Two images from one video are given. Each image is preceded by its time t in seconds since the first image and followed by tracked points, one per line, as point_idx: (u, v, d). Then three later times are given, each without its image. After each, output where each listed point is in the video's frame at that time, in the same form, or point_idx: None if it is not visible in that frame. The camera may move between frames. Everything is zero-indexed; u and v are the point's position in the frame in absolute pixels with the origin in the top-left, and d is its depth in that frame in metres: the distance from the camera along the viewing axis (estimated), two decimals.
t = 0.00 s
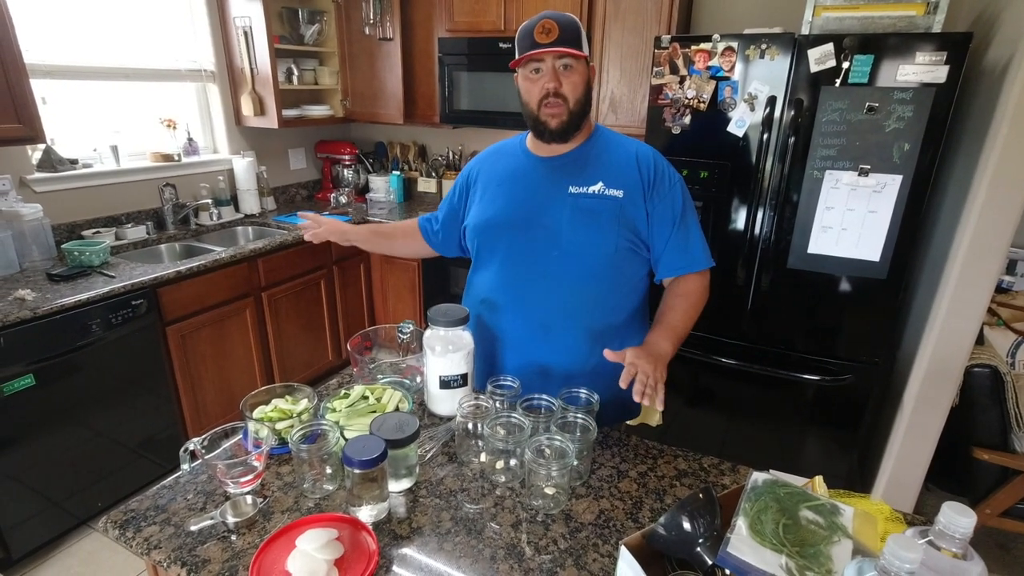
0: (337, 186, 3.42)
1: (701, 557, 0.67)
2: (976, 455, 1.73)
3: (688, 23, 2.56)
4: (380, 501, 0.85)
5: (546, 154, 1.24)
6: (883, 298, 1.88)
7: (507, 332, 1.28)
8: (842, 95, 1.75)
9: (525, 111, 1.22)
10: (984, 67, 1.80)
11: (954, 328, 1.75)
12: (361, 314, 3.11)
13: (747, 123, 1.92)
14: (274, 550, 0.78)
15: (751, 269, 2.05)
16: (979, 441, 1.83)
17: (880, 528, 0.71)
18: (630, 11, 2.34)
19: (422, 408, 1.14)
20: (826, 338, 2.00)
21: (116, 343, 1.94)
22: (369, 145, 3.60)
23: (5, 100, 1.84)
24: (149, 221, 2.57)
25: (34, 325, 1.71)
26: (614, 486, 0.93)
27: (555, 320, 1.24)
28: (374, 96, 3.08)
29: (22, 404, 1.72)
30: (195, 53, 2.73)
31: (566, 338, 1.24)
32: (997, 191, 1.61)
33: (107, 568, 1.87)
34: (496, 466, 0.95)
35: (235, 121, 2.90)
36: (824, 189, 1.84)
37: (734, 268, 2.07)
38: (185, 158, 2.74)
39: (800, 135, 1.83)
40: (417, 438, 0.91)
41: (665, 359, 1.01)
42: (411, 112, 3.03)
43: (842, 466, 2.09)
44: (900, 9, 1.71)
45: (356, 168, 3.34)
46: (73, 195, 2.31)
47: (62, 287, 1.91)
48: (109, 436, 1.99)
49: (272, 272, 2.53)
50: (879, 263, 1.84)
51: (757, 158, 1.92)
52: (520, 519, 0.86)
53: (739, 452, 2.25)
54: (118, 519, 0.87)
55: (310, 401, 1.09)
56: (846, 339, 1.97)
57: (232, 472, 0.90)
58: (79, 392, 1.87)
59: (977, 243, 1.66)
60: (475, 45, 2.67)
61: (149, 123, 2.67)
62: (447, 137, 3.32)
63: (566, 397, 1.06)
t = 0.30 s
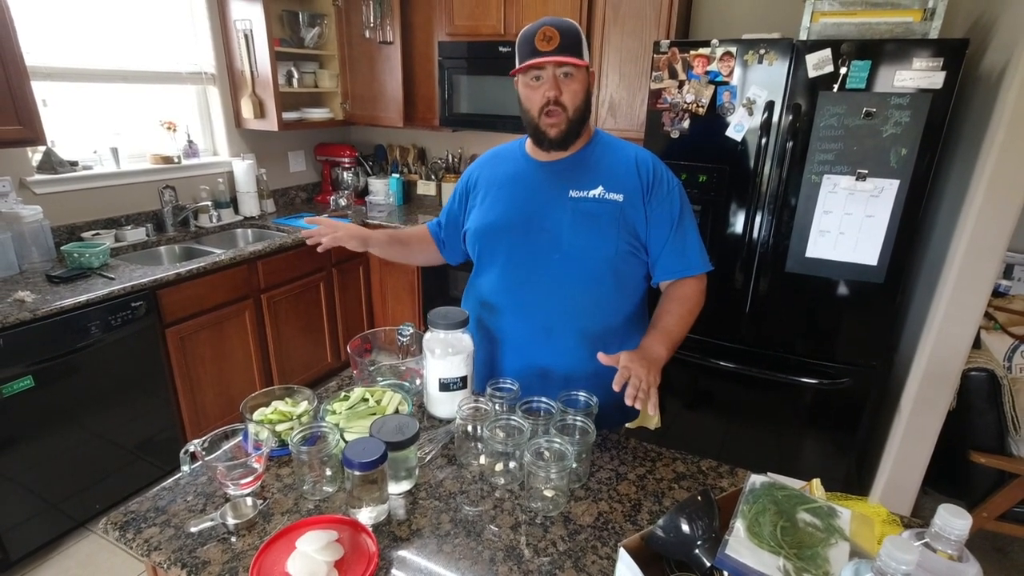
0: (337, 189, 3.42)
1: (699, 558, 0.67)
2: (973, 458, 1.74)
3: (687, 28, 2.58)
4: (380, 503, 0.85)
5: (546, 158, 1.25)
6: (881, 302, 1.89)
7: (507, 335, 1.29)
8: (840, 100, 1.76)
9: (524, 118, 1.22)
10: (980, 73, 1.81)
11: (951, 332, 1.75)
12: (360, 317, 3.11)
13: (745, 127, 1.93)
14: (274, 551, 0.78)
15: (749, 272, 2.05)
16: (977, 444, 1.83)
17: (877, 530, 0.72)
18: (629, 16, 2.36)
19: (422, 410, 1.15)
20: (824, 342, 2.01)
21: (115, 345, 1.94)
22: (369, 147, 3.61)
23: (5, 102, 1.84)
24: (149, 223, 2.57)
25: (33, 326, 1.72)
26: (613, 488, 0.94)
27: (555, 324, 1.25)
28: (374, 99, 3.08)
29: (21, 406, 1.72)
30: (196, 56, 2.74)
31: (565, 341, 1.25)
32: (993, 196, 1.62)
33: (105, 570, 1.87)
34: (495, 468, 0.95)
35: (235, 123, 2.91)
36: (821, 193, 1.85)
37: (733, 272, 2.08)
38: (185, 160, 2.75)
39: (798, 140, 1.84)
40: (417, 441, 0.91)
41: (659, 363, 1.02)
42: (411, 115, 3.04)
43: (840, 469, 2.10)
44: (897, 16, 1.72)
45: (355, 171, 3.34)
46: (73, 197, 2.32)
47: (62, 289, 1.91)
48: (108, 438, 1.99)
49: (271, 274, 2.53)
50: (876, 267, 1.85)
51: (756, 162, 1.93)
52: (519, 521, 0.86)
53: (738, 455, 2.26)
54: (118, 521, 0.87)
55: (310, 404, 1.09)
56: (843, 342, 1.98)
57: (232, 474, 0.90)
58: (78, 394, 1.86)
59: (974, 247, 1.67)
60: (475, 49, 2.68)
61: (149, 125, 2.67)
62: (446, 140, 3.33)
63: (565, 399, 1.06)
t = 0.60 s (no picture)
0: (337, 191, 3.43)
1: (699, 561, 0.67)
2: (973, 461, 1.74)
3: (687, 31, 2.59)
4: (381, 505, 0.86)
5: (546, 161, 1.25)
6: (880, 305, 1.89)
7: (508, 337, 1.29)
8: (839, 104, 1.77)
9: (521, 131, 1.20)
10: (979, 77, 1.82)
11: (950, 335, 1.76)
12: (360, 318, 3.11)
13: (745, 131, 1.93)
14: (275, 553, 0.78)
15: (749, 275, 2.06)
16: (976, 447, 1.84)
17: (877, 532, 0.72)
18: (629, 19, 2.37)
19: (422, 412, 1.15)
20: (823, 345, 2.01)
21: (115, 346, 1.95)
22: (369, 150, 3.62)
23: (7, 104, 1.85)
24: (150, 225, 2.57)
25: (34, 328, 1.72)
26: (613, 490, 0.94)
27: (556, 326, 1.25)
28: (374, 102, 3.09)
29: (21, 407, 1.72)
30: (197, 58, 2.75)
31: (566, 343, 1.25)
32: (992, 200, 1.63)
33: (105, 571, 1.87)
34: (496, 470, 0.95)
35: (236, 125, 2.91)
36: (821, 197, 1.86)
37: (732, 274, 2.08)
38: (186, 162, 2.75)
39: (797, 143, 1.85)
40: (417, 443, 0.91)
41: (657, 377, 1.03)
42: (411, 118, 3.05)
43: (840, 472, 2.10)
44: (896, 20, 1.73)
45: (356, 173, 3.35)
46: (74, 198, 2.32)
47: (63, 290, 1.91)
48: (108, 439, 1.99)
49: (272, 276, 2.53)
50: (876, 270, 1.86)
51: (755, 165, 1.93)
52: (520, 523, 0.86)
53: (737, 458, 2.26)
54: (119, 522, 0.87)
55: (311, 406, 1.09)
56: (843, 345, 1.98)
57: (233, 475, 0.91)
58: (78, 395, 1.87)
59: (973, 251, 1.68)
60: (476, 52, 2.69)
61: (151, 127, 2.68)
62: (446, 143, 3.34)
63: (566, 401, 1.06)
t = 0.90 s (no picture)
0: (337, 191, 3.43)
1: (699, 558, 0.67)
2: (972, 460, 1.74)
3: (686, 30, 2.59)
4: (381, 503, 0.86)
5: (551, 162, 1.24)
6: (880, 304, 1.89)
7: (511, 338, 1.29)
8: (839, 103, 1.77)
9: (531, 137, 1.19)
10: (978, 75, 1.82)
11: (950, 333, 1.76)
12: (360, 317, 3.12)
13: (744, 130, 1.93)
14: (275, 552, 0.78)
15: (748, 274, 2.06)
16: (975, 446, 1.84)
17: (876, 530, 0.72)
18: (629, 19, 2.37)
19: (422, 412, 1.15)
20: (823, 344, 2.01)
21: (116, 346, 1.95)
22: (369, 150, 3.62)
23: (7, 104, 1.85)
24: (150, 225, 2.58)
25: (35, 328, 1.72)
26: (613, 489, 0.94)
27: (559, 327, 1.25)
28: (374, 102, 3.09)
29: (22, 407, 1.72)
30: (197, 58, 2.75)
31: (568, 345, 1.26)
32: (991, 198, 1.63)
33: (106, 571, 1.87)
34: (496, 469, 0.96)
35: (236, 126, 2.91)
36: (820, 196, 1.86)
37: (732, 273, 2.08)
38: (186, 163, 2.76)
39: (797, 142, 1.85)
40: (417, 441, 0.92)
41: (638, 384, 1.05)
42: (411, 118, 3.05)
43: (840, 470, 2.10)
44: (896, 18, 1.73)
45: (356, 173, 3.35)
46: (74, 199, 2.32)
47: (63, 291, 1.92)
48: (108, 439, 1.99)
49: (272, 276, 2.53)
50: (875, 269, 1.86)
51: (755, 164, 1.93)
52: (520, 522, 0.86)
53: (737, 457, 2.26)
54: (120, 521, 0.87)
55: (311, 405, 1.10)
56: (843, 344, 1.98)
57: (234, 474, 0.91)
58: (79, 395, 1.87)
59: (972, 249, 1.68)
60: (475, 51, 2.69)
61: (151, 127, 2.68)
62: (446, 143, 3.34)
63: (565, 400, 1.06)
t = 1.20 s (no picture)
0: (337, 187, 3.42)
1: (701, 552, 0.67)
2: (974, 453, 1.74)
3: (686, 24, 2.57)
4: (383, 499, 0.86)
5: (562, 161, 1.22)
6: (882, 298, 1.89)
7: (516, 336, 1.29)
8: (840, 96, 1.76)
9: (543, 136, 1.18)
10: (981, 67, 1.81)
11: (952, 327, 1.76)
12: (361, 314, 3.12)
13: (745, 123, 1.92)
14: (277, 547, 0.78)
15: (749, 268, 2.06)
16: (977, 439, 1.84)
17: (878, 523, 0.72)
18: (629, 13, 2.36)
19: (423, 407, 1.15)
20: (824, 338, 2.01)
21: (116, 344, 1.95)
22: (368, 146, 3.61)
23: (5, 102, 1.84)
24: (149, 222, 2.57)
25: (35, 326, 1.72)
26: (614, 483, 0.94)
27: (563, 325, 1.25)
28: (373, 97, 3.08)
29: (23, 405, 1.72)
30: (196, 55, 2.74)
31: (573, 344, 1.26)
32: (993, 191, 1.62)
33: (109, 568, 1.88)
34: (497, 464, 0.96)
35: (235, 122, 2.91)
36: (822, 189, 1.85)
37: (733, 268, 2.08)
38: (186, 159, 2.75)
39: (798, 136, 1.84)
40: (418, 437, 0.91)
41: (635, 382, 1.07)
42: (410, 113, 3.04)
43: (841, 464, 2.10)
44: (898, 10, 1.72)
45: (356, 169, 3.34)
46: (73, 196, 2.32)
47: (63, 288, 1.91)
48: (110, 437, 1.99)
49: (273, 273, 2.53)
50: (877, 263, 1.85)
51: (755, 157, 1.93)
52: (521, 517, 0.86)
53: (739, 451, 2.26)
54: (122, 518, 0.87)
55: (312, 400, 1.09)
56: (844, 338, 1.98)
57: (235, 471, 0.91)
58: (80, 392, 1.87)
59: (974, 242, 1.67)
60: (474, 46, 2.68)
61: (149, 124, 2.67)
62: (446, 138, 3.33)
63: (566, 395, 1.06)
